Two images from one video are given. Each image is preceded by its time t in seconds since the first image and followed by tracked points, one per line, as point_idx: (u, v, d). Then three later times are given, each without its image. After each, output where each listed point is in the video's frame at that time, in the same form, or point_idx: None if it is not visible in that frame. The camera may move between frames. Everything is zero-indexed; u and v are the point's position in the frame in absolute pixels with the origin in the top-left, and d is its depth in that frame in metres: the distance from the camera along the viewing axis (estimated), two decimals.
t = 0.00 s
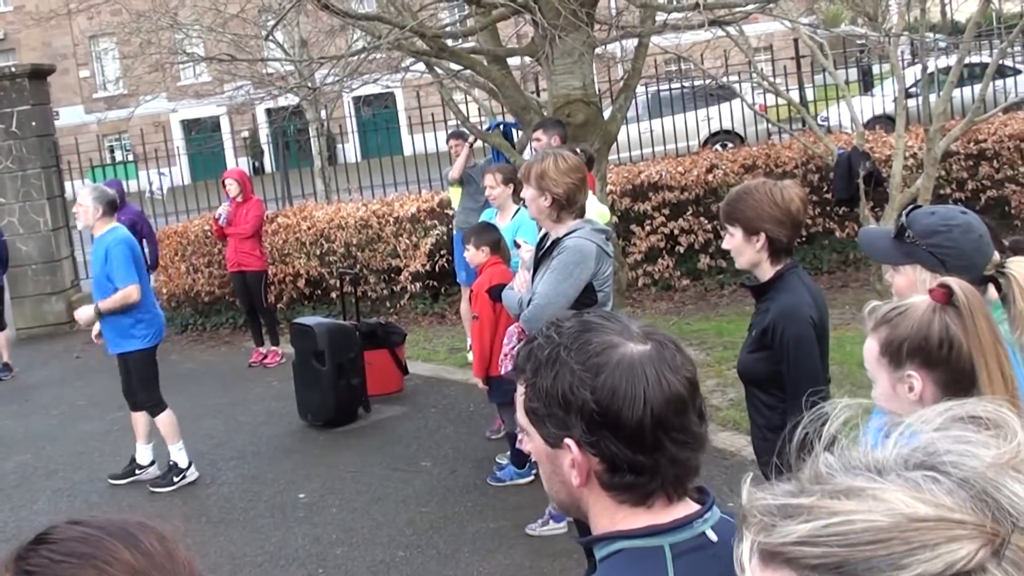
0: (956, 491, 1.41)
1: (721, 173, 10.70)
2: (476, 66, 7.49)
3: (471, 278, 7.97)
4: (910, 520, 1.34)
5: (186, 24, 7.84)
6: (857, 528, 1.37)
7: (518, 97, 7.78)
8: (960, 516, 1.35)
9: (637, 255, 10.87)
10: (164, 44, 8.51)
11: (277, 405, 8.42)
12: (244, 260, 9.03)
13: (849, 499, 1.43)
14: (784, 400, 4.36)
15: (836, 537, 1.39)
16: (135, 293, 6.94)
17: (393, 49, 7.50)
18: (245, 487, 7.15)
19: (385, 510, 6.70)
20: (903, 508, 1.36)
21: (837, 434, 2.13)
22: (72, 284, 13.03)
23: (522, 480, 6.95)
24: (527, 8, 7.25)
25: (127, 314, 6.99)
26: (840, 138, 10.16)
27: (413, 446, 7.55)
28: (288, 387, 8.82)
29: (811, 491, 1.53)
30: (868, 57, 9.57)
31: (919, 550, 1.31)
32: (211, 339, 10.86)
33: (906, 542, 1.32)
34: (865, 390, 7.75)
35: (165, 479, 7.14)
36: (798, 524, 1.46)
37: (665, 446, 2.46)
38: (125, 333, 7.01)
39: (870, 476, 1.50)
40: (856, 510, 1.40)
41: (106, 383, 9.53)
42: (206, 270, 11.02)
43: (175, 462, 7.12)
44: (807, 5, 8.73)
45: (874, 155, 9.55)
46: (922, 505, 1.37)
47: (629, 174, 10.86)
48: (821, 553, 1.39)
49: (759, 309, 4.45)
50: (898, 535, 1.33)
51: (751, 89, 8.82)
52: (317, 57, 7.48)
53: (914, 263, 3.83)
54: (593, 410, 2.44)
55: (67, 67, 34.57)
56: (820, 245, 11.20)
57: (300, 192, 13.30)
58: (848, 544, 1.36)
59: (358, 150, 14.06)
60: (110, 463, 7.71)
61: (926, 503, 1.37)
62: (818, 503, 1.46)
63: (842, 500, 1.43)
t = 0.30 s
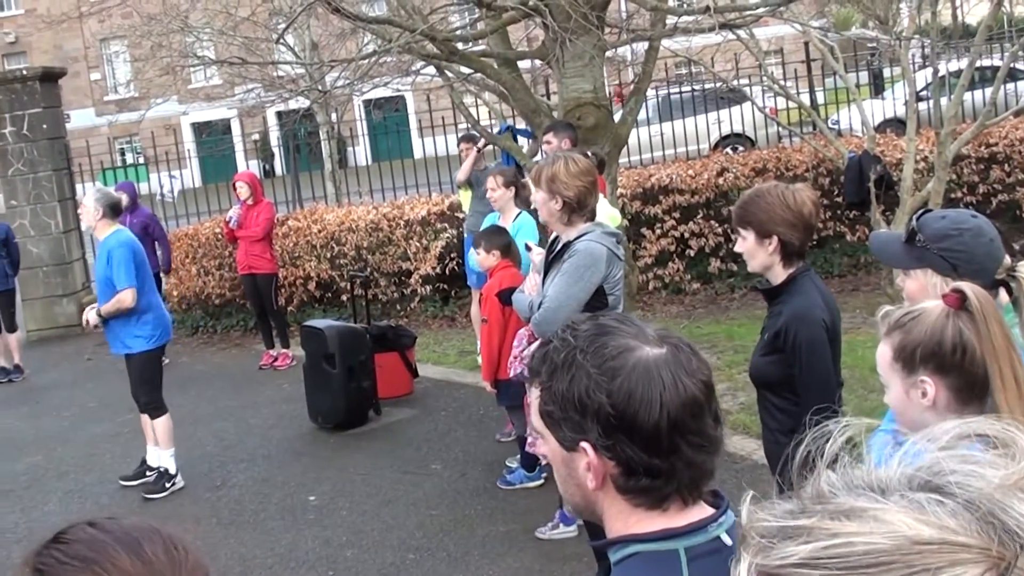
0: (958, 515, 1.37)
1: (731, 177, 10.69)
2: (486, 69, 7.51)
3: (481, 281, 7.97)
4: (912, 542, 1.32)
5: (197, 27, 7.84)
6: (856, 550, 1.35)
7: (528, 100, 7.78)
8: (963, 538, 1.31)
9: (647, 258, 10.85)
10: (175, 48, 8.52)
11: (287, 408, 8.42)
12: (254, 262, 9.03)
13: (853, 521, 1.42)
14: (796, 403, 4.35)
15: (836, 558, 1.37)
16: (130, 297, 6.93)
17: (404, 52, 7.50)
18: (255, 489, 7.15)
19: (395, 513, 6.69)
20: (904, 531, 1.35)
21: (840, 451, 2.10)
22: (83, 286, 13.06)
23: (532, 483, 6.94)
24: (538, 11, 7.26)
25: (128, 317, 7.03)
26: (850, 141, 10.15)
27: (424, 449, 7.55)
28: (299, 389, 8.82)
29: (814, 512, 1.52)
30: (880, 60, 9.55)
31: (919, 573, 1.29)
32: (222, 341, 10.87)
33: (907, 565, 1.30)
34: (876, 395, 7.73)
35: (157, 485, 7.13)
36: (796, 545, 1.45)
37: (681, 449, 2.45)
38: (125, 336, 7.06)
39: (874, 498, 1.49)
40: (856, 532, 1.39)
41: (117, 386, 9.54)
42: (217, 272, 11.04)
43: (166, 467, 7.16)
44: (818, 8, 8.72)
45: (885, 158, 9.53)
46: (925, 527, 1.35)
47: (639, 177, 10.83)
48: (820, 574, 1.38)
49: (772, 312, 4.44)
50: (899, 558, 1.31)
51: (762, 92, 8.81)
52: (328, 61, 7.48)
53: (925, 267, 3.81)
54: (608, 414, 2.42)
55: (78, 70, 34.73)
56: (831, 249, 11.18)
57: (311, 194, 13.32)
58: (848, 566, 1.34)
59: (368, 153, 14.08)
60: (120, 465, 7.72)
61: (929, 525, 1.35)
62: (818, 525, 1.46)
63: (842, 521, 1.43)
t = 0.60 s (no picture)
0: (949, 537, 1.40)
1: (748, 180, 10.68)
2: (503, 72, 7.51)
3: (497, 283, 7.97)
4: (888, 552, 1.36)
5: (214, 28, 7.84)
6: (835, 545, 1.40)
7: (545, 102, 7.77)
8: (941, 562, 1.35)
9: (664, 261, 10.82)
10: (192, 49, 8.53)
11: (303, 409, 8.42)
12: (270, 263, 9.03)
13: (847, 517, 1.46)
14: (815, 406, 4.32)
15: (815, 546, 1.42)
16: (141, 300, 6.95)
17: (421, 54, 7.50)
18: (270, 490, 7.15)
19: (410, 514, 6.69)
20: (887, 539, 1.38)
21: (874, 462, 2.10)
22: (100, 286, 13.10)
23: (547, 485, 6.92)
24: (555, 13, 7.26)
25: (140, 319, 7.05)
26: (867, 145, 10.11)
27: (440, 450, 7.54)
28: (315, 390, 8.82)
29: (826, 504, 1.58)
30: (897, 63, 9.51)
31: None
32: (238, 342, 10.88)
33: (876, 571, 1.34)
34: (894, 399, 7.70)
35: (173, 486, 7.14)
36: (789, 522, 1.51)
37: (703, 453, 2.43)
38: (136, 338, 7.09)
39: (881, 501, 1.53)
40: (845, 529, 1.43)
41: (133, 385, 9.56)
42: (233, 273, 11.05)
43: (181, 468, 7.17)
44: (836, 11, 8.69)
45: (902, 162, 9.49)
46: (911, 542, 1.38)
47: (655, 180, 10.79)
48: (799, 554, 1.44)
49: (790, 315, 4.42)
50: (872, 564, 1.35)
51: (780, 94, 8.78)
52: (345, 62, 7.49)
53: (944, 271, 3.76)
54: (631, 417, 2.41)
55: (95, 70, 34.88)
56: (847, 252, 11.15)
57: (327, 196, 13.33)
58: (821, 557, 1.39)
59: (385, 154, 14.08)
60: (136, 464, 7.73)
61: (913, 540, 1.38)
62: (821, 514, 1.50)
63: (840, 517, 1.47)
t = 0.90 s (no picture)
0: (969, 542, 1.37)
1: (770, 183, 10.66)
2: (526, 73, 7.50)
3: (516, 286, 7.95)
4: (904, 557, 1.34)
5: (237, 29, 7.83)
6: (853, 549, 1.38)
7: (567, 104, 7.75)
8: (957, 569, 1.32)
9: (685, 263, 10.78)
10: (215, 49, 8.53)
11: (323, 408, 8.42)
12: (292, 263, 9.04)
13: (870, 521, 1.44)
14: (838, 411, 4.30)
15: (835, 549, 1.41)
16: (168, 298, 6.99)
17: (444, 55, 7.49)
18: (289, 489, 7.16)
19: (430, 514, 6.69)
20: (906, 545, 1.36)
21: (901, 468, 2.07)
22: (122, 284, 13.13)
23: (567, 488, 6.90)
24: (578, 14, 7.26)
25: (163, 319, 7.06)
26: (890, 148, 10.07)
27: (460, 451, 7.52)
28: (335, 390, 8.82)
29: (856, 506, 1.56)
30: (920, 67, 9.45)
31: None
32: (259, 341, 10.90)
33: None
34: (916, 404, 7.65)
35: (194, 484, 7.15)
36: (814, 524, 1.50)
37: (729, 457, 2.40)
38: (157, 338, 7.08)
39: (909, 501, 1.50)
40: (865, 533, 1.41)
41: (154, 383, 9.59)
42: (255, 272, 11.07)
43: (202, 466, 7.17)
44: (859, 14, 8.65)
45: (924, 166, 9.44)
46: (929, 547, 1.35)
47: (677, 183, 10.77)
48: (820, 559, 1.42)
49: (814, 319, 4.40)
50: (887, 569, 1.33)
51: (804, 97, 8.74)
52: (368, 63, 7.49)
53: (970, 277, 3.70)
54: (658, 421, 2.38)
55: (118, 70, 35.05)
56: (869, 256, 11.10)
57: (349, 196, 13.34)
58: (842, 561, 1.38)
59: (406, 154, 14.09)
60: (156, 463, 7.74)
61: (932, 546, 1.35)
62: (845, 516, 1.48)
63: (863, 521, 1.45)
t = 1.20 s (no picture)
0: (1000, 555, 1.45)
1: (800, 186, 10.64)
2: (557, 74, 7.48)
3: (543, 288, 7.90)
4: (935, 562, 1.41)
5: (268, 29, 7.84)
6: (885, 553, 1.46)
7: (598, 104, 7.74)
8: None
9: (715, 265, 10.73)
10: (246, 49, 8.55)
11: (352, 408, 8.43)
12: (322, 263, 9.05)
13: (902, 526, 1.51)
14: (869, 415, 4.25)
15: (867, 552, 1.48)
16: (188, 298, 7.00)
17: (474, 56, 7.49)
18: (318, 488, 7.17)
19: (458, 515, 6.68)
20: (937, 549, 1.44)
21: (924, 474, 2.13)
22: (152, 283, 13.19)
23: (596, 490, 6.88)
24: (609, 15, 7.25)
25: (188, 318, 7.07)
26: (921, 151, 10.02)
27: (488, 452, 7.51)
28: (364, 390, 8.82)
29: (885, 508, 1.63)
30: (951, 69, 9.38)
31: None
32: (288, 341, 10.93)
33: None
34: (946, 409, 7.59)
35: (223, 483, 7.18)
36: (845, 526, 1.57)
37: (758, 460, 2.35)
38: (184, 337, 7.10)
39: (938, 509, 1.57)
40: (897, 537, 1.48)
41: (183, 381, 9.62)
42: (284, 271, 11.10)
43: (231, 465, 7.19)
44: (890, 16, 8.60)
45: (956, 169, 9.38)
46: (960, 554, 1.43)
47: (708, 184, 10.77)
48: (851, 563, 1.49)
49: (845, 322, 4.35)
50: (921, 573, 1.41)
51: (836, 99, 8.70)
52: (398, 64, 7.50)
53: (1005, 280, 3.66)
54: (686, 423, 2.33)
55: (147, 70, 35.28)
56: (899, 260, 11.04)
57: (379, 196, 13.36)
58: (872, 563, 1.45)
59: (435, 155, 14.10)
60: (185, 460, 7.77)
61: (962, 552, 1.43)
62: (876, 520, 1.55)
63: (894, 525, 1.52)
